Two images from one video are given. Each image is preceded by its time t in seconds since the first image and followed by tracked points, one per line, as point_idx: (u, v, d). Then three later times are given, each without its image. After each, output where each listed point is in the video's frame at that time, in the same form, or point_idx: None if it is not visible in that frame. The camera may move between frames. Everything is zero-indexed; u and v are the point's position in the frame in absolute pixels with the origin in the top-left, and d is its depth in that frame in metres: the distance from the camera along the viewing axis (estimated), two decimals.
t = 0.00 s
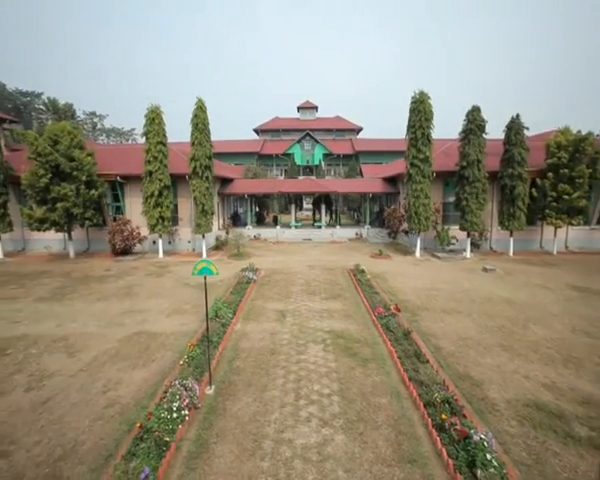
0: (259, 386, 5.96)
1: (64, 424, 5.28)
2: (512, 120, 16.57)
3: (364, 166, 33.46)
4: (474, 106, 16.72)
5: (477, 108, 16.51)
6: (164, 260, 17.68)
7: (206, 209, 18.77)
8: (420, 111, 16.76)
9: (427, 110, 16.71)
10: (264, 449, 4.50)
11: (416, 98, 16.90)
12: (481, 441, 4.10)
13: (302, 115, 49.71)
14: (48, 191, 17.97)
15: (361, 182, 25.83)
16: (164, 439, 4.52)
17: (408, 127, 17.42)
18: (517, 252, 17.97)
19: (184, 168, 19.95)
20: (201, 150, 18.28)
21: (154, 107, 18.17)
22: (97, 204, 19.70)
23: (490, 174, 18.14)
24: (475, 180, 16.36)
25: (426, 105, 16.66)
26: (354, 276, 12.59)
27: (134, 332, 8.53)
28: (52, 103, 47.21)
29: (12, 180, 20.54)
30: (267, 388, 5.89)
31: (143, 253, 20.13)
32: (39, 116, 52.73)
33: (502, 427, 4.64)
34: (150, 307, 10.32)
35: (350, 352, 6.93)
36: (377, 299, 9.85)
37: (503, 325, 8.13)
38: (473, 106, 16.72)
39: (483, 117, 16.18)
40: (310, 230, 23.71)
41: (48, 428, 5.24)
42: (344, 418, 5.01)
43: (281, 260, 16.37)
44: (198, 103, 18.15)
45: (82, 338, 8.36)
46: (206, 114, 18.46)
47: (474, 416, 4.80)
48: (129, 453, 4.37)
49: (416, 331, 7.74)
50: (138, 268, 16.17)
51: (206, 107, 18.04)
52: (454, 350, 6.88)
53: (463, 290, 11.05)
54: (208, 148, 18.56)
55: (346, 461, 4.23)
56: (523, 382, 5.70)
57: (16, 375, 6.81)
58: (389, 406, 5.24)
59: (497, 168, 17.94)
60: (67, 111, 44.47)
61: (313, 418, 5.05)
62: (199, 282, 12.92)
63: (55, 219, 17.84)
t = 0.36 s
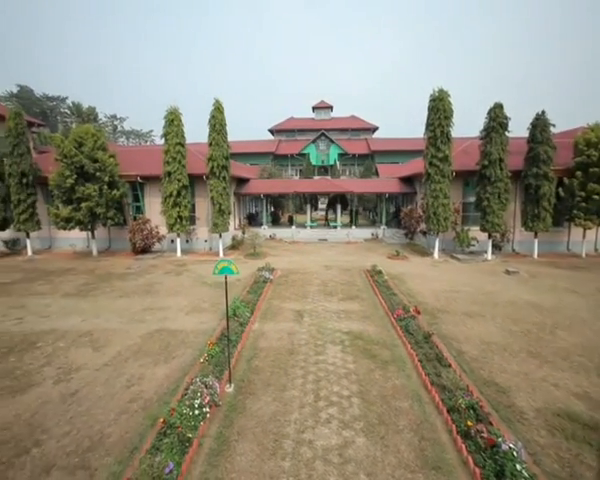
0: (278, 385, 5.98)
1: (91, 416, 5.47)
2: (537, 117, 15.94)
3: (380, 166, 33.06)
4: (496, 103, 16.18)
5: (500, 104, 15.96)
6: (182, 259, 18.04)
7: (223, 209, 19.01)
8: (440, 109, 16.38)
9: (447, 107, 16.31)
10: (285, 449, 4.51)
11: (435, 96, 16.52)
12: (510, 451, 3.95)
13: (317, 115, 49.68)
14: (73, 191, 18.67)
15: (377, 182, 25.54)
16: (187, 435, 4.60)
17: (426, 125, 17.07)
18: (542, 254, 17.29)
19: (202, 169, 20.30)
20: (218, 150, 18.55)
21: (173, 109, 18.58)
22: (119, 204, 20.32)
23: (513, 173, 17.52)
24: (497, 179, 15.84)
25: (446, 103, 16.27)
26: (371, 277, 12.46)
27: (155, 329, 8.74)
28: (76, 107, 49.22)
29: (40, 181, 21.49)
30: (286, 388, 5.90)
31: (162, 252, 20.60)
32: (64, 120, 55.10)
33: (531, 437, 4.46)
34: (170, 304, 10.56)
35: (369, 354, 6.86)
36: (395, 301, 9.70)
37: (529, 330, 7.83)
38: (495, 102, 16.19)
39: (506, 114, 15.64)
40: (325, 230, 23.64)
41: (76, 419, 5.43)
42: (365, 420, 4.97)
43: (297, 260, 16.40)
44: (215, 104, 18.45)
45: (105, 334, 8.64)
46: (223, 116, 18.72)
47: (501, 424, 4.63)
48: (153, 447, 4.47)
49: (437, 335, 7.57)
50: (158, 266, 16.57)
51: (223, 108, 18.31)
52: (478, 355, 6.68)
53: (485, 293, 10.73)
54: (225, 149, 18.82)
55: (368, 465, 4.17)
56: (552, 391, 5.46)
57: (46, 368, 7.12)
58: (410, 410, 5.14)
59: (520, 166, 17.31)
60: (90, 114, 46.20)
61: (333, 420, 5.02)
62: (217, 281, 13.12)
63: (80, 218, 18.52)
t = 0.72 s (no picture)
0: (297, 385, 5.98)
1: (117, 410, 5.64)
2: (565, 113, 15.25)
3: (397, 166, 32.57)
4: (520, 99, 15.59)
5: (524, 101, 15.37)
6: (200, 258, 18.37)
7: (239, 209, 19.18)
8: (460, 107, 15.95)
9: (468, 105, 15.85)
10: (306, 449, 4.49)
11: (456, 93, 16.09)
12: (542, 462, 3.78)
13: (332, 115, 49.54)
14: (97, 191, 19.35)
15: (394, 182, 25.17)
16: (209, 432, 4.66)
17: (446, 124, 16.66)
18: (570, 257, 16.53)
19: (219, 169, 20.57)
20: (235, 150, 18.77)
21: (191, 110, 18.94)
22: (139, 204, 20.92)
23: (538, 172, 16.86)
24: (522, 179, 15.27)
25: (467, 101, 15.81)
26: (389, 278, 12.30)
27: (175, 326, 8.94)
28: (99, 111, 51.06)
29: (66, 182, 22.40)
30: (306, 388, 5.88)
31: (180, 251, 21.04)
32: (88, 123, 57.29)
33: (564, 449, 4.26)
34: (189, 303, 10.76)
35: (389, 357, 6.76)
36: (415, 303, 9.52)
37: (558, 336, 7.51)
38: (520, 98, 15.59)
39: (531, 110, 15.06)
40: (341, 231, 23.51)
41: (103, 412, 5.62)
42: (386, 424, 4.89)
43: (313, 260, 16.39)
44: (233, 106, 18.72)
45: (128, 330, 8.90)
46: (240, 116, 18.93)
47: (530, 434, 4.44)
48: (177, 443, 4.55)
49: (459, 338, 7.37)
50: (176, 265, 16.94)
51: (240, 109, 18.51)
52: (503, 360, 6.46)
53: (509, 296, 10.36)
54: (242, 149, 19.03)
55: (391, 470, 4.10)
56: (585, 401, 5.20)
57: (74, 361, 7.40)
58: (434, 415, 5.02)
59: (546, 165, 16.63)
60: (111, 117, 47.77)
61: (354, 423, 4.96)
62: (234, 280, 13.29)
63: (103, 217, 19.18)
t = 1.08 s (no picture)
0: (317, 386, 5.97)
1: (141, 404, 5.80)
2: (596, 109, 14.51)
3: (414, 165, 31.99)
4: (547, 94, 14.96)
5: (552, 96, 14.73)
6: (217, 257, 18.65)
7: (256, 209, 19.32)
8: (483, 104, 15.46)
9: (491, 102, 15.35)
10: (328, 451, 4.47)
11: (478, 90, 15.60)
12: (578, 475, 3.60)
13: (348, 114, 49.23)
14: (119, 192, 19.97)
15: (411, 182, 24.72)
16: (231, 430, 4.71)
17: (467, 121, 16.20)
18: None
19: (236, 169, 20.80)
20: (252, 151, 18.94)
21: (209, 112, 19.27)
22: (158, 204, 21.45)
23: (566, 171, 16.12)
24: (548, 178, 14.65)
25: (489, 97, 15.31)
26: (408, 280, 12.09)
27: (195, 324, 9.10)
28: (120, 114, 52.76)
29: (90, 183, 23.25)
30: (326, 389, 5.87)
31: (198, 250, 21.42)
32: (110, 125, 59.27)
33: None
34: (208, 301, 10.95)
35: (410, 360, 6.64)
36: (435, 305, 9.32)
37: (590, 343, 7.16)
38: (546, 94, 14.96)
39: (559, 106, 14.41)
40: (357, 231, 23.30)
41: (128, 406, 5.79)
42: (409, 428, 4.80)
43: (329, 261, 16.33)
44: (250, 107, 18.89)
45: (150, 327, 9.14)
46: (257, 117, 19.07)
47: (564, 446, 4.25)
48: (199, 439, 4.62)
49: (483, 343, 7.15)
50: (195, 263, 17.28)
51: (257, 109, 18.66)
52: (531, 367, 6.21)
53: (535, 301, 9.97)
54: (258, 149, 19.17)
55: (415, 476, 4.01)
56: None
57: (100, 356, 7.67)
58: (458, 421, 4.88)
59: (575, 163, 15.88)
60: (132, 120, 49.22)
61: (376, 426, 4.90)
62: (251, 279, 13.42)
63: (124, 217, 19.76)
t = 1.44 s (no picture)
0: (337, 388, 5.93)
1: (164, 400, 5.93)
2: None
3: (433, 164, 31.29)
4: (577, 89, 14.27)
5: (582, 91, 14.04)
6: (235, 257, 18.89)
7: (273, 208, 19.43)
8: (507, 100, 14.92)
9: (516, 98, 14.79)
10: (350, 454, 4.43)
11: (501, 86, 15.07)
12: None
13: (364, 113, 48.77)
14: (140, 192, 20.53)
15: (430, 182, 24.19)
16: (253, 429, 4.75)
17: (489, 119, 15.66)
18: None
19: (253, 170, 20.98)
20: (269, 151, 19.07)
21: (227, 113, 19.54)
22: (178, 204, 21.95)
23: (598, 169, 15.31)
24: (578, 176, 13.97)
25: (514, 93, 14.76)
26: (427, 282, 11.83)
27: (215, 322, 9.25)
28: (140, 116, 54.30)
29: (113, 183, 24.06)
30: (346, 391, 5.82)
31: (215, 249, 21.75)
32: (131, 127, 61.16)
33: None
34: (227, 300, 11.10)
35: (432, 364, 6.49)
36: (457, 308, 9.07)
37: None
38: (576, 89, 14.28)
39: (590, 101, 13.72)
40: (374, 232, 23.02)
41: (152, 401, 5.94)
42: (433, 433, 4.69)
43: (346, 261, 16.22)
44: (267, 107, 19.03)
45: (171, 324, 9.36)
46: (274, 117, 19.17)
47: None
48: (222, 437, 4.68)
49: (510, 348, 6.90)
50: (213, 263, 17.57)
51: (274, 110, 18.78)
52: (563, 375, 5.94)
53: (564, 305, 9.54)
54: (275, 149, 19.26)
55: None
56: None
57: (124, 351, 7.92)
58: (485, 429, 4.73)
59: None
60: (152, 122, 50.56)
61: (399, 430, 4.81)
62: (269, 279, 13.51)
63: (145, 217, 20.31)
